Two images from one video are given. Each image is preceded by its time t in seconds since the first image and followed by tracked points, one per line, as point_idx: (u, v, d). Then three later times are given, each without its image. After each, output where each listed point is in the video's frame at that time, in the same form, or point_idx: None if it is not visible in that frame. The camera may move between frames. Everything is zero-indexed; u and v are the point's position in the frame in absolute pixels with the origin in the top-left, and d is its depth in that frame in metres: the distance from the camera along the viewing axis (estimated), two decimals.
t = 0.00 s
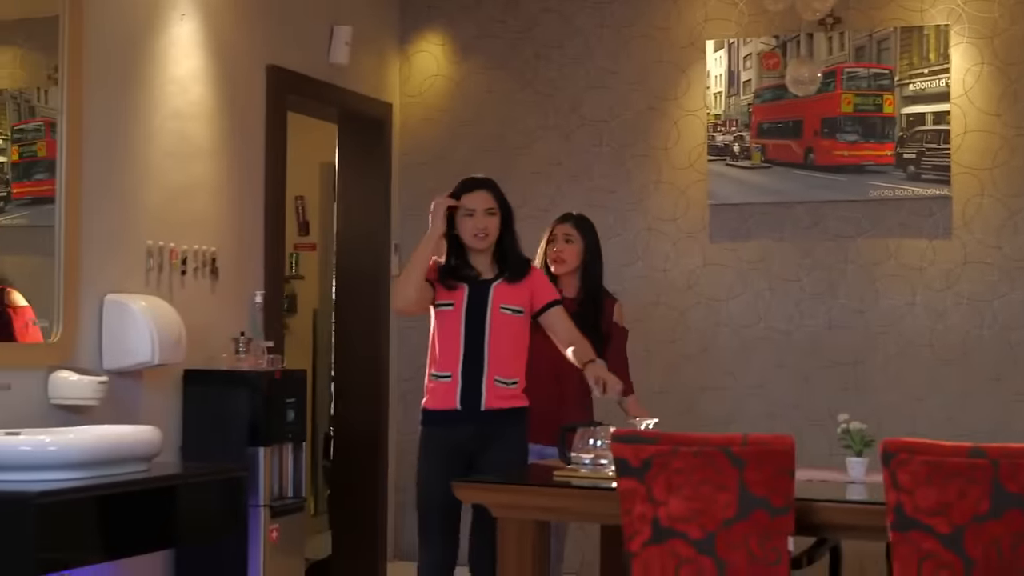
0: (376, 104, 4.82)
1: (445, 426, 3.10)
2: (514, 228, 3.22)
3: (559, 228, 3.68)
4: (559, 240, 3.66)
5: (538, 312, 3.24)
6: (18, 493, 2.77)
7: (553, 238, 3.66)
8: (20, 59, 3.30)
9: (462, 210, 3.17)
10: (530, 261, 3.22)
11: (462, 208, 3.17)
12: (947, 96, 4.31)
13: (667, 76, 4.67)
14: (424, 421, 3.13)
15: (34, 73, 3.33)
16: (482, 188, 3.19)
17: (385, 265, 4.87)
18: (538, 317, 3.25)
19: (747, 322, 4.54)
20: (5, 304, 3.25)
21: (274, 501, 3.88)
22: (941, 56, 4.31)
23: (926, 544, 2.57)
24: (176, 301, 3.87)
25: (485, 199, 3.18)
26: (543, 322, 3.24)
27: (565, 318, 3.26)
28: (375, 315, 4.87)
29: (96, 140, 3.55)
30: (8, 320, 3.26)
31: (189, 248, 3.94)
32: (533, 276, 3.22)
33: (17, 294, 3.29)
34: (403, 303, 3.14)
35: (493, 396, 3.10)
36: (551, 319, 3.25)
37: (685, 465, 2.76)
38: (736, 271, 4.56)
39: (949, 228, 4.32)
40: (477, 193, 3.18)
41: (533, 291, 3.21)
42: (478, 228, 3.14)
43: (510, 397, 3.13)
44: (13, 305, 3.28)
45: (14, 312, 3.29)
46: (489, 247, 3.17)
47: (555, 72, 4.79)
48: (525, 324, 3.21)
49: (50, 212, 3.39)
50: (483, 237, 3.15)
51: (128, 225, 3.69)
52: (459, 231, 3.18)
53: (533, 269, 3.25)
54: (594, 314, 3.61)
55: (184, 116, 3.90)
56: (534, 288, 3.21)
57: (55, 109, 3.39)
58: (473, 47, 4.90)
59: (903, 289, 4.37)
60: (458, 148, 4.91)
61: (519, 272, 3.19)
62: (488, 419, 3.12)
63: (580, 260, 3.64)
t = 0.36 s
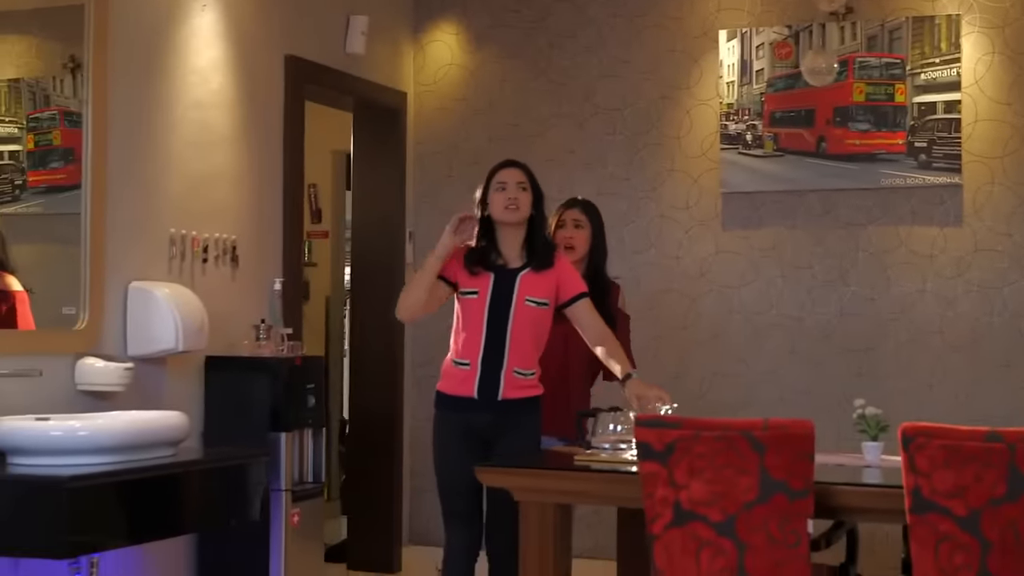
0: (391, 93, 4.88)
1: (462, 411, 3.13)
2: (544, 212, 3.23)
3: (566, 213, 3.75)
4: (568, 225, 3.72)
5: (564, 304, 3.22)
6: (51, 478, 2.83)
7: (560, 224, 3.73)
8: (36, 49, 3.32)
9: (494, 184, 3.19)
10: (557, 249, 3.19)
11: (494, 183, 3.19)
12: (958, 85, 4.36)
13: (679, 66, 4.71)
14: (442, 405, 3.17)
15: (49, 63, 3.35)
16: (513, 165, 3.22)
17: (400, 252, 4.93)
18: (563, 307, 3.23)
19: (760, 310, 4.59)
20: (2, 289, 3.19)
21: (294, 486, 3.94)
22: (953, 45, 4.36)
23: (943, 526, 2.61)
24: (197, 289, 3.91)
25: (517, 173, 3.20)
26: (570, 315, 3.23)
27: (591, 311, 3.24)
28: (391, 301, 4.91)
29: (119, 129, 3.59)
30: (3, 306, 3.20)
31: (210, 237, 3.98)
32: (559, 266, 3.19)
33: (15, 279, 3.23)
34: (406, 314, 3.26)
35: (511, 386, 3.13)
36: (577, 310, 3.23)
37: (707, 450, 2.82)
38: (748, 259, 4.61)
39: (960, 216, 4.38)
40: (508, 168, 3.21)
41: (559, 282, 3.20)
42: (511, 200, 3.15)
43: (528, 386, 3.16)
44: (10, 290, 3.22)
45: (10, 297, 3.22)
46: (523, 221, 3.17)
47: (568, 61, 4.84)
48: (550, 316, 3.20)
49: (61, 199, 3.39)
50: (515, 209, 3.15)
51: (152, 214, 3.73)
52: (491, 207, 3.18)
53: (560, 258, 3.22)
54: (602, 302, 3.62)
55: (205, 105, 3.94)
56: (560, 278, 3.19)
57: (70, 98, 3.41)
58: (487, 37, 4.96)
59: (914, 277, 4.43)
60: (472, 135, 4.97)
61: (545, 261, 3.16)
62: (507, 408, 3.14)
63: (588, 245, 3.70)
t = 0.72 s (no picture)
0: (402, 85, 4.93)
1: (479, 401, 3.17)
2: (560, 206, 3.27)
3: (587, 204, 3.81)
4: (589, 216, 3.78)
5: (579, 297, 3.27)
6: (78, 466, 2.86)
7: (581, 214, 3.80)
8: (48, 40, 3.30)
9: (513, 176, 3.23)
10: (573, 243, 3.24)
11: (513, 174, 3.24)
12: (965, 78, 4.40)
13: (688, 58, 4.77)
14: (459, 395, 3.20)
15: (61, 54, 3.34)
16: (531, 158, 3.26)
17: (411, 242, 4.99)
18: (580, 300, 3.29)
19: (768, 300, 4.64)
20: (2, 278, 3.13)
21: (310, 475, 3.99)
22: (960, 38, 4.40)
23: (957, 513, 2.66)
24: (214, 279, 3.96)
25: (535, 166, 3.24)
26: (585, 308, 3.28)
27: (608, 303, 3.30)
28: (402, 291, 4.96)
29: (137, 121, 3.62)
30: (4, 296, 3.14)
31: (226, 228, 4.02)
32: (575, 260, 3.24)
33: (15, 267, 3.16)
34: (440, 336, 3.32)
35: (528, 378, 3.16)
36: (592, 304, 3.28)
37: (724, 438, 2.85)
38: (757, 249, 4.66)
39: (967, 207, 4.42)
40: (526, 161, 3.25)
41: (576, 276, 3.24)
42: (529, 191, 3.20)
43: (543, 377, 3.19)
44: (10, 279, 3.16)
45: (11, 286, 3.16)
46: (539, 214, 3.21)
47: (578, 53, 4.90)
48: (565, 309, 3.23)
49: (72, 190, 3.38)
50: (534, 201, 3.20)
51: (169, 205, 3.77)
52: (509, 198, 3.22)
53: (576, 252, 3.26)
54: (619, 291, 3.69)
55: (221, 97, 3.98)
56: (576, 273, 3.24)
57: (80, 89, 3.41)
58: (497, 29, 5.03)
59: (921, 267, 4.47)
60: (482, 126, 5.04)
61: (563, 255, 3.20)
62: (525, 399, 3.18)
63: (610, 236, 3.75)
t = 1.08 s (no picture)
0: (408, 80, 4.97)
1: (493, 393, 3.20)
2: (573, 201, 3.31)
3: (606, 199, 3.81)
4: (609, 212, 3.78)
5: (588, 292, 3.33)
6: (95, 458, 2.87)
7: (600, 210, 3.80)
8: (54, 36, 3.30)
9: (528, 171, 3.25)
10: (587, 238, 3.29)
11: (528, 170, 3.26)
12: (969, 73, 4.44)
13: (693, 53, 4.80)
14: (472, 388, 3.23)
15: (67, 50, 3.34)
16: (545, 153, 3.29)
17: (418, 237, 5.03)
18: (588, 294, 3.35)
19: (773, 294, 4.68)
20: (3, 273, 3.13)
21: (321, 467, 4.02)
22: (964, 33, 4.43)
23: (964, 504, 2.68)
24: (225, 273, 3.99)
25: (549, 161, 3.27)
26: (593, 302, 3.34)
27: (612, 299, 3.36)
28: (409, 284, 5.00)
29: (149, 117, 3.65)
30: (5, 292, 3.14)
31: (236, 222, 4.05)
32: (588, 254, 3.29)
33: (16, 263, 3.16)
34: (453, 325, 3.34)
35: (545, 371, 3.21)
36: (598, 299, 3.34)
37: (733, 430, 2.85)
38: (762, 243, 4.70)
39: (971, 202, 4.46)
40: (540, 156, 3.28)
41: (587, 271, 3.30)
42: (545, 186, 3.22)
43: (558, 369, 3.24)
44: (11, 275, 3.16)
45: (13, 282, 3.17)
46: (554, 209, 3.24)
47: (583, 48, 4.94)
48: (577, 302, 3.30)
49: (78, 184, 3.39)
50: (549, 196, 3.22)
51: (181, 201, 3.79)
52: (524, 193, 3.24)
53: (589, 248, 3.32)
54: (641, 286, 3.71)
55: (231, 92, 4.01)
56: (588, 267, 3.29)
57: (86, 84, 3.41)
58: (503, 24, 5.06)
59: (924, 261, 4.51)
60: (488, 122, 5.08)
61: (578, 250, 3.25)
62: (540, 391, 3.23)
63: (630, 231, 3.78)
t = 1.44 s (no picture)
0: (409, 74, 4.99)
1: (499, 386, 3.23)
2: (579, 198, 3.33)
3: (617, 200, 3.80)
4: (620, 212, 3.77)
5: (588, 288, 3.37)
6: (104, 451, 2.87)
7: (611, 210, 3.80)
8: (56, 30, 3.28)
9: (534, 166, 3.27)
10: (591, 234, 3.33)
11: (534, 166, 3.28)
12: (969, 68, 4.46)
13: (694, 48, 4.82)
14: (478, 381, 3.25)
15: (69, 44, 3.33)
16: (551, 150, 3.31)
17: (420, 232, 5.05)
18: (587, 290, 3.39)
19: (774, 288, 4.70)
20: (2, 272, 3.10)
21: (325, 460, 4.04)
22: (964, 29, 4.45)
23: (967, 496, 2.70)
24: (229, 267, 4.00)
25: (555, 157, 3.29)
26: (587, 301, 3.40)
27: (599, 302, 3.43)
28: (411, 278, 5.03)
29: (155, 111, 3.67)
30: (4, 289, 3.11)
31: (240, 216, 4.06)
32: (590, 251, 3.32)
33: (15, 261, 3.13)
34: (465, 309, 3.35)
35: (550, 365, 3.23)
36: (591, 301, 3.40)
37: (738, 423, 2.84)
38: (762, 238, 4.72)
39: (971, 196, 4.48)
40: (546, 152, 3.30)
41: (590, 267, 3.34)
42: (550, 182, 3.24)
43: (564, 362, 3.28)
44: (10, 273, 3.13)
45: (10, 279, 3.13)
46: (558, 205, 3.25)
47: (585, 44, 4.95)
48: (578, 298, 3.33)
49: (77, 178, 3.37)
50: (555, 191, 3.24)
51: (185, 196, 3.81)
52: (530, 188, 3.26)
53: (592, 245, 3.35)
54: (654, 286, 3.74)
55: (235, 87, 4.02)
56: (591, 263, 3.33)
57: (87, 78, 3.41)
58: (504, 19, 5.08)
59: (924, 255, 4.54)
60: (489, 116, 5.10)
61: (583, 245, 3.28)
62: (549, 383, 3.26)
63: (641, 232, 3.77)
